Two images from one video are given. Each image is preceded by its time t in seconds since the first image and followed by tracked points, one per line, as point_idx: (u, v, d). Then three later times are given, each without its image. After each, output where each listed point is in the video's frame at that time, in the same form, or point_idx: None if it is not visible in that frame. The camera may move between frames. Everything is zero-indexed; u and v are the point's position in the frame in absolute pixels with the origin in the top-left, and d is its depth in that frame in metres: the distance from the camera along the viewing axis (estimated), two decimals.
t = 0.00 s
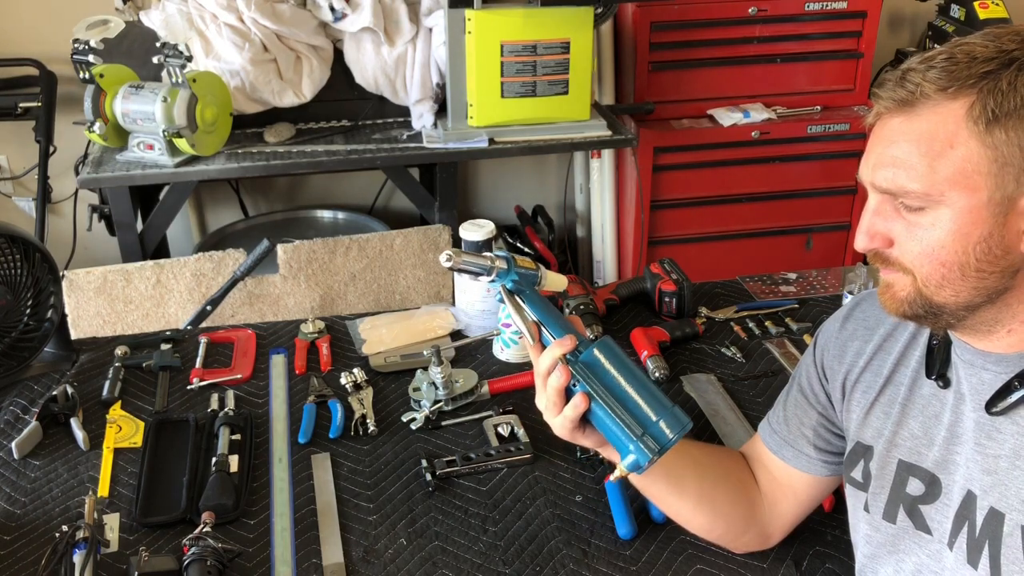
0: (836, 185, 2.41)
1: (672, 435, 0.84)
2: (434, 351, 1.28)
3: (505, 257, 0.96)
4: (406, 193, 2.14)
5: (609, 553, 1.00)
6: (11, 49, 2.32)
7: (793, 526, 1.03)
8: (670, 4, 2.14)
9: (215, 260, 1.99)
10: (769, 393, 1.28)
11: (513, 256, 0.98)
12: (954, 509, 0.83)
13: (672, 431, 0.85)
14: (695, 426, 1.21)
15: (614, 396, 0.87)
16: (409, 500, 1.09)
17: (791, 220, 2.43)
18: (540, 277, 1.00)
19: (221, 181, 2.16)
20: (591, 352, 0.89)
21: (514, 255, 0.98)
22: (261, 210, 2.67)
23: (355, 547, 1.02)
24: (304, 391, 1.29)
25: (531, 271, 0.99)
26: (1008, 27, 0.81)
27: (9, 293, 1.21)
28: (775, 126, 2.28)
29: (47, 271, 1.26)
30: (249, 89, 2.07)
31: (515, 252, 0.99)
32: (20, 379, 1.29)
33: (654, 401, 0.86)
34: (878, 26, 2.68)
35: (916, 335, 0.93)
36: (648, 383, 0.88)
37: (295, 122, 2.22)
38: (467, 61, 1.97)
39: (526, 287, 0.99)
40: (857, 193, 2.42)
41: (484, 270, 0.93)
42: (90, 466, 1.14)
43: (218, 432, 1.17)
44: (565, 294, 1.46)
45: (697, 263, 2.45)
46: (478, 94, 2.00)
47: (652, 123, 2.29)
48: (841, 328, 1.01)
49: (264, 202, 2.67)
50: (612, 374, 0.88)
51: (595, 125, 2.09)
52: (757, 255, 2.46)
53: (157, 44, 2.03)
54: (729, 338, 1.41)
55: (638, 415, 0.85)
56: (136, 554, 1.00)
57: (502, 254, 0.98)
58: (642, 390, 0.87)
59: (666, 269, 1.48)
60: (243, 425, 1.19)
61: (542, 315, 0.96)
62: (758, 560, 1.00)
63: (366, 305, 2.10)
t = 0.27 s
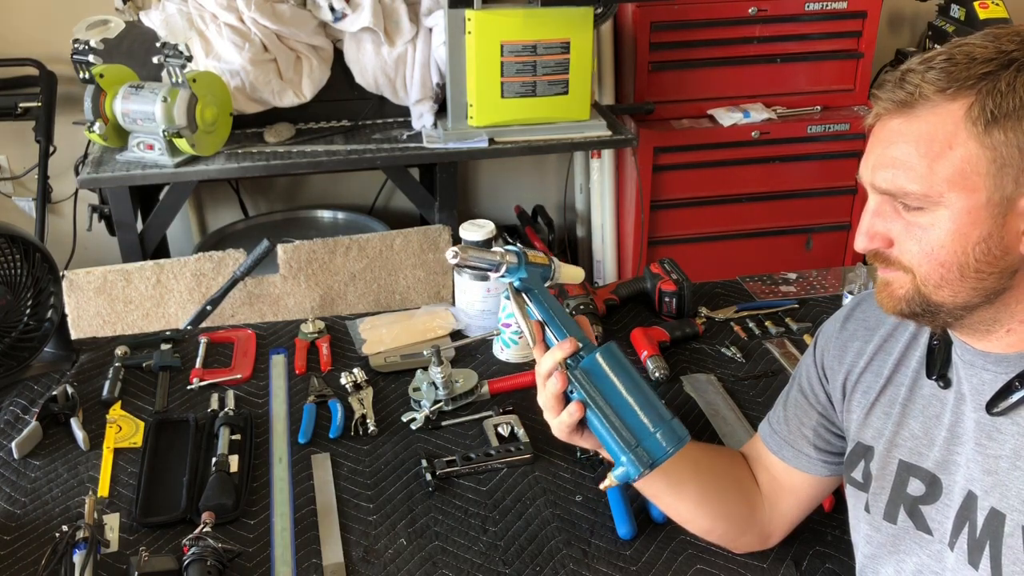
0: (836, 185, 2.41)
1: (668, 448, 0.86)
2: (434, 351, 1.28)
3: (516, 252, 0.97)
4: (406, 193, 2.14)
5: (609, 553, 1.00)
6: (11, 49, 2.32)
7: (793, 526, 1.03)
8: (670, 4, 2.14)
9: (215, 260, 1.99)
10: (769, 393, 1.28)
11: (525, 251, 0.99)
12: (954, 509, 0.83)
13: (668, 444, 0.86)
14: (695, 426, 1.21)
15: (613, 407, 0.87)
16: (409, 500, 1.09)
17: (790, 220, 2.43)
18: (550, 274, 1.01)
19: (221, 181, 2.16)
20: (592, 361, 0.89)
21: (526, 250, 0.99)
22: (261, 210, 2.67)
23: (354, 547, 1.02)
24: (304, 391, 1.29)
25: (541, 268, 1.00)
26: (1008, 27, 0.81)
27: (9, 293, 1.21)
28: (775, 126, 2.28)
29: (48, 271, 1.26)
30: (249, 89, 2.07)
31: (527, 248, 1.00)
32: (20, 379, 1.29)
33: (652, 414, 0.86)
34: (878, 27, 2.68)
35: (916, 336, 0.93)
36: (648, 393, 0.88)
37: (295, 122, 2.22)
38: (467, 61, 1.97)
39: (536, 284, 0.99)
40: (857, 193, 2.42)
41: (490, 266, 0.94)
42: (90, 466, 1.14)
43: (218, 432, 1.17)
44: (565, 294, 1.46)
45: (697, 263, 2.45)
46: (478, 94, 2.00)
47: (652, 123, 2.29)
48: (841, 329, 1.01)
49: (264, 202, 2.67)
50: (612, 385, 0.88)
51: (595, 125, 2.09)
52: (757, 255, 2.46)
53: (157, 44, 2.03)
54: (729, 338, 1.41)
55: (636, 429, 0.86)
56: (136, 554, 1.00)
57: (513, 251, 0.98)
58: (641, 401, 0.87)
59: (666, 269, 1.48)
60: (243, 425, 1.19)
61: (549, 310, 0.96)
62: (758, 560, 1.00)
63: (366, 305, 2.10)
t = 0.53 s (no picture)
0: (836, 186, 2.41)
1: (667, 454, 0.89)
2: (434, 351, 1.28)
3: (511, 257, 0.96)
4: (406, 193, 2.14)
5: (609, 553, 1.00)
6: (11, 49, 2.32)
7: (793, 526, 1.03)
8: (670, 4, 2.14)
9: (215, 260, 1.99)
10: (769, 393, 1.28)
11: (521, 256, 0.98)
12: (955, 510, 0.83)
13: (666, 449, 0.89)
14: (695, 426, 1.21)
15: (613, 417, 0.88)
16: (409, 500, 1.09)
17: (790, 220, 2.43)
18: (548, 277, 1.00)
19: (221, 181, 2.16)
20: (590, 371, 0.90)
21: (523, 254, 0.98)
22: (261, 210, 2.67)
23: (355, 547, 1.02)
24: (304, 391, 1.29)
25: (540, 271, 0.99)
26: (1008, 27, 0.81)
27: (9, 293, 1.21)
28: (775, 126, 2.28)
29: (48, 271, 1.26)
30: (249, 89, 2.07)
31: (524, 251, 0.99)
32: (20, 379, 1.29)
33: (651, 421, 0.89)
34: (878, 27, 2.68)
35: (917, 336, 0.93)
36: (645, 399, 0.90)
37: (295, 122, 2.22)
38: (467, 60, 1.97)
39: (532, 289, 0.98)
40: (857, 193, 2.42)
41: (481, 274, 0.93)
42: (90, 466, 1.14)
43: (218, 432, 1.17)
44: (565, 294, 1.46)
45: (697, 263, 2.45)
46: (478, 94, 2.00)
47: (652, 123, 2.29)
48: (841, 329, 1.01)
49: (264, 202, 2.67)
50: (611, 395, 0.89)
51: (595, 125, 2.09)
52: (757, 255, 2.46)
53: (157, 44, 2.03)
54: (729, 338, 1.41)
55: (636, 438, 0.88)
56: (136, 554, 1.00)
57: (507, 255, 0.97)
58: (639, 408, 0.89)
59: (666, 269, 1.48)
60: (243, 425, 1.19)
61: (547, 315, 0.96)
62: (757, 560, 1.00)
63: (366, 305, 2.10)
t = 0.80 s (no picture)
0: (836, 186, 2.41)
1: (660, 433, 0.87)
2: (434, 351, 1.28)
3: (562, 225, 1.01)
4: (406, 193, 2.14)
5: (609, 553, 1.00)
6: (11, 49, 2.32)
7: (793, 527, 1.03)
8: (670, 4, 2.14)
9: (215, 260, 1.99)
10: (769, 393, 1.28)
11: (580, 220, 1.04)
12: (955, 512, 0.83)
13: (661, 429, 0.87)
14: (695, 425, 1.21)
15: (617, 386, 0.89)
16: (409, 500, 1.09)
17: (790, 220, 2.43)
18: (605, 245, 1.03)
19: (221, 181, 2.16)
20: (607, 335, 0.91)
21: (582, 218, 1.04)
22: (261, 210, 2.67)
23: (355, 548, 1.02)
24: (304, 391, 1.29)
25: (593, 236, 1.03)
26: (1008, 28, 0.81)
27: (9, 293, 1.21)
28: (775, 126, 2.28)
29: (48, 271, 1.26)
30: (249, 89, 2.07)
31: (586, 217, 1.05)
32: (20, 379, 1.29)
33: (655, 400, 0.88)
34: (878, 27, 2.68)
35: (916, 338, 0.93)
36: (657, 380, 0.90)
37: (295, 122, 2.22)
38: (467, 60, 1.97)
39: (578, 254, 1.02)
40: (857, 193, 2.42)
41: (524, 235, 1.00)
42: (90, 466, 1.14)
43: (218, 432, 1.17)
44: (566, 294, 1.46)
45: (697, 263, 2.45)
46: (478, 94, 2.00)
47: (652, 123, 2.29)
48: (840, 331, 1.01)
49: (264, 202, 2.67)
50: (621, 365, 0.90)
51: (595, 125, 2.09)
52: (757, 255, 2.46)
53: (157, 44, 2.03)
54: (729, 338, 1.41)
55: (632, 410, 0.87)
56: (136, 554, 1.00)
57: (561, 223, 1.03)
58: (647, 385, 0.89)
59: (666, 269, 1.48)
60: (243, 425, 1.19)
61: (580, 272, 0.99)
62: (757, 560, 0.99)
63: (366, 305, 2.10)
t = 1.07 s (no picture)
0: (836, 186, 2.41)
1: (577, 436, 0.81)
2: (434, 351, 1.28)
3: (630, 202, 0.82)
4: (406, 193, 2.14)
5: (609, 553, 1.00)
6: (11, 49, 2.32)
7: (794, 527, 1.03)
8: (670, 5, 2.14)
9: (215, 260, 1.99)
10: (769, 393, 1.28)
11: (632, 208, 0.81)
12: (955, 511, 0.83)
13: (581, 432, 0.81)
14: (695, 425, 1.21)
15: (569, 371, 0.81)
16: (409, 500, 1.09)
17: (791, 220, 2.43)
18: (652, 245, 0.81)
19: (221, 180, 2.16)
20: (591, 328, 0.80)
21: (634, 207, 0.81)
22: (261, 210, 2.67)
23: (355, 547, 1.02)
24: (304, 391, 1.29)
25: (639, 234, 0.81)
26: (1008, 27, 0.81)
27: (9, 293, 1.21)
28: (775, 126, 2.28)
29: (48, 271, 1.26)
30: (249, 89, 2.07)
31: (643, 203, 0.81)
32: (20, 379, 1.29)
33: (593, 404, 0.81)
34: (878, 27, 2.68)
35: (917, 338, 0.93)
36: (609, 386, 0.82)
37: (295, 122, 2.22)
38: (467, 61, 1.97)
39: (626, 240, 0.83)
40: (857, 193, 2.42)
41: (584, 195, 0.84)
42: (90, 466, 1.14)
43: (218, 432, 1.17)
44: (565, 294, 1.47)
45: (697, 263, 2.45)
46: (478, 94, 2.00)
47: (652, 123, 2.29)
48: (842, 331, 1.01)
49: (264, 202, 2.67)
50: (587, 356, 0.80)
51: (595, 125, 2.09)
52: (757, 255, 2.46)
53: (157, 44, 2.03)
54: (729, 338, 1.41)
55: (567, 400, 0.80)
56: (136, 554, 1.00)
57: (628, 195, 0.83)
58: (598, 387, 0.81)
59: (666, 270, 1.48)
60: (243, 425, 1.19)
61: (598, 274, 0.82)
62: (758, 560, 1.00)
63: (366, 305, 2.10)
